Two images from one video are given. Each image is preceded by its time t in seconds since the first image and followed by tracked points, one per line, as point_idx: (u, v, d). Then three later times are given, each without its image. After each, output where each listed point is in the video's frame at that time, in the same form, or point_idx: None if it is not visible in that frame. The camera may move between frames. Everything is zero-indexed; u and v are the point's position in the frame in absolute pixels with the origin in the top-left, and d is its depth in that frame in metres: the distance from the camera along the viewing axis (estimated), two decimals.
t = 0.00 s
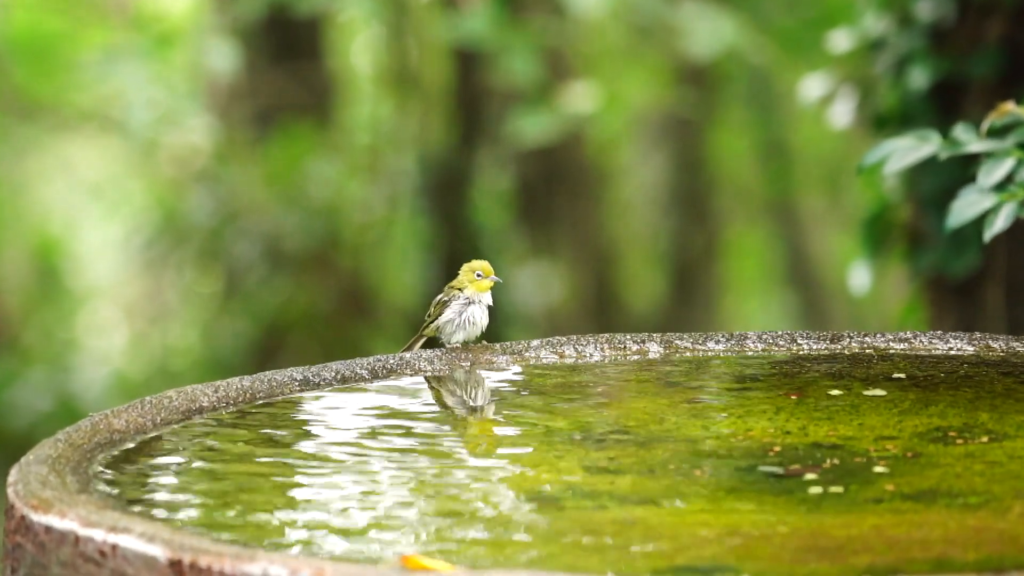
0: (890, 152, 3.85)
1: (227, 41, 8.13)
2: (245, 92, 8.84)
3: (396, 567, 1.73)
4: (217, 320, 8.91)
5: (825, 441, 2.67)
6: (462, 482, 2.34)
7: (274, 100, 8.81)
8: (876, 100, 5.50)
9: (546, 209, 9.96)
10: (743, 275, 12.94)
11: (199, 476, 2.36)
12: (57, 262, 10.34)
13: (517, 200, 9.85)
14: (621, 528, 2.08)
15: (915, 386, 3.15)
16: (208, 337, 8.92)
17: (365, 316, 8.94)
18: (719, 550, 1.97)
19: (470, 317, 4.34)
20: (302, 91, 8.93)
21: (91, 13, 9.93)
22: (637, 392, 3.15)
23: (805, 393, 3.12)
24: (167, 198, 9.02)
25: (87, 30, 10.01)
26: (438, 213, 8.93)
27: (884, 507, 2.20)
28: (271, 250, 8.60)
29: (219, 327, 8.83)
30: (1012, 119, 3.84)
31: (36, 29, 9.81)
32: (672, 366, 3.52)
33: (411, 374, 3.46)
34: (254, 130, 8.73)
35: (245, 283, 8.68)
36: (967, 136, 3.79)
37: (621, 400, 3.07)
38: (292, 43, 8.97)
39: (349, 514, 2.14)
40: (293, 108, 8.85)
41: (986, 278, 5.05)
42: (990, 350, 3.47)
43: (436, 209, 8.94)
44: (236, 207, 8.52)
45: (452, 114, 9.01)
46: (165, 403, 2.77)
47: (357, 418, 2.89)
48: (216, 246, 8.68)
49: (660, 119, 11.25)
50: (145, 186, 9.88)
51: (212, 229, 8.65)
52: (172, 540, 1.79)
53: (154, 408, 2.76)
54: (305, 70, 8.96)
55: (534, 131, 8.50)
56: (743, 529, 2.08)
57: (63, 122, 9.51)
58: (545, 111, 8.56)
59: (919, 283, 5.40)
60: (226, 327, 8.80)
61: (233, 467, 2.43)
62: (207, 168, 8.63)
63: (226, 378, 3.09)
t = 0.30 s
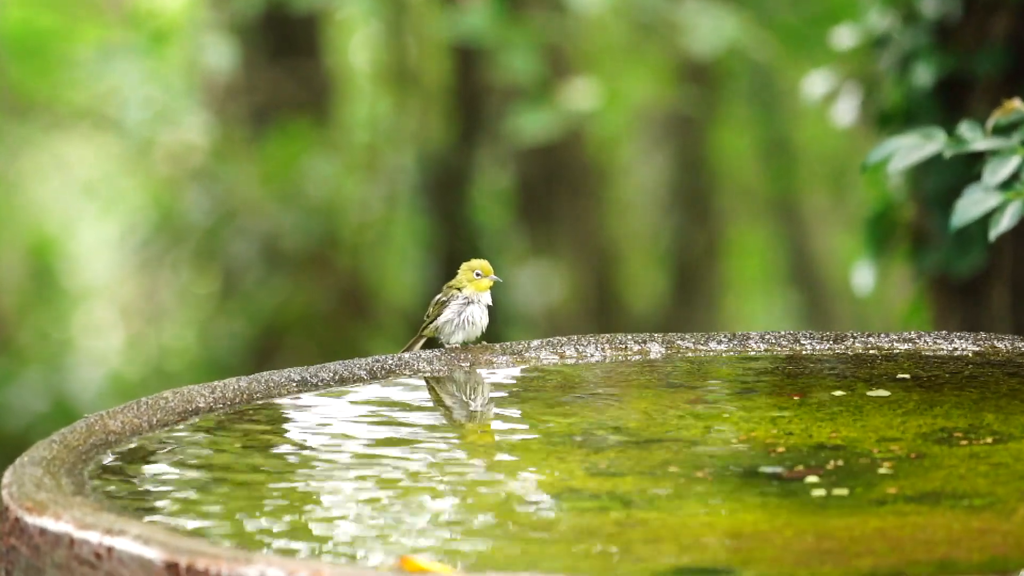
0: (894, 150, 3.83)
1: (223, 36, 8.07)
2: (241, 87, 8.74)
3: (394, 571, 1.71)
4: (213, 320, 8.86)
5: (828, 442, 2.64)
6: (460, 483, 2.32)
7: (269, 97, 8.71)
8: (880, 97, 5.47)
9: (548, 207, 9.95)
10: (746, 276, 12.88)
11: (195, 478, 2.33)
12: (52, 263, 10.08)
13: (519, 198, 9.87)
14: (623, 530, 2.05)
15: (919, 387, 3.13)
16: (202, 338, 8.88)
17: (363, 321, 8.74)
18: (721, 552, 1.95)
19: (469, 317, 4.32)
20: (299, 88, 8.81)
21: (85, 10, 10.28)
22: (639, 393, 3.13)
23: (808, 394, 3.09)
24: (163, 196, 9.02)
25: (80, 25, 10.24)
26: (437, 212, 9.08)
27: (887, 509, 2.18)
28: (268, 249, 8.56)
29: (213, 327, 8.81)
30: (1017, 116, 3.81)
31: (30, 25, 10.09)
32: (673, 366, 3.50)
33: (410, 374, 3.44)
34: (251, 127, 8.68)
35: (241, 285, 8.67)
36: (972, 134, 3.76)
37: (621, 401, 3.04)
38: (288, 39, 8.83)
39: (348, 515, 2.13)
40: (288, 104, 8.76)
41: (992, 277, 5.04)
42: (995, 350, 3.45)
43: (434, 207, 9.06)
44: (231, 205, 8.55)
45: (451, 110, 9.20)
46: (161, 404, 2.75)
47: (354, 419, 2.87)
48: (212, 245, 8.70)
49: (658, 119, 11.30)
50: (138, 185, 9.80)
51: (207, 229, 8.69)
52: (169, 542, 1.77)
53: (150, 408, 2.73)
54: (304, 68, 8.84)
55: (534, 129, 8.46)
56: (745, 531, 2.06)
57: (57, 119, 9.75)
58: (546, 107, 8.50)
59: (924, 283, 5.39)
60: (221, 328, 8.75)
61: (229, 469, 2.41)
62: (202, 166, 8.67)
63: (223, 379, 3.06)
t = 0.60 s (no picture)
0: (899, 149, 3.81)
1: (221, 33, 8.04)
2: (239, 87, 8.81)
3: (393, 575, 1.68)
4: (210, 321, 8.79)
5: (832, 444, 2.62)
6: (459, 486, 2.30)
7: (269, 92, 8.79)
8: (885, 95, 5.44)
9: (551, 206, 9.91)
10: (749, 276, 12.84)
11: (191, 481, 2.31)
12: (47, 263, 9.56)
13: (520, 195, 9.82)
14: (625, 533, 2.03)
15: (924, 388, 3.10)
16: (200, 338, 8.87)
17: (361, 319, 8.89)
18: (723, 555, 1.93)
19: (469, 318, 4.29)
20: (300, 87, 8.88)
21: (82, 8, 10.17)
22: (641, 394, 3.11)
23: (812, 395, 3.07)
24: (161, 195, 8.97)
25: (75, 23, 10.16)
26: (437, 211, 9.01)
27: (893, 513, 2.15)
28: (265, 251, 8.59)
29: (212, 327, 8.81)
30: None
31: (24, 23, 9.90)
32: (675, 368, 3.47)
33: (409, 376, 3.42)
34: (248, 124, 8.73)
35: (238, 284, 8.71)
36: (978, 133, 3.74)
37: (623, 402, 3.02)
38: (287, 37, 8.92)
39: (347, 518, 2.11)
40: (287, 102, 8.83)
41: (999, 277, 5.01)
42: (1001, 352, 3.43)
43: (433, 206, 8.98)
44: (228, 204, 8.55)
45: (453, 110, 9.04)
46: (157, 406, 2.73)
47: (352, 421, 2.85)
48: (208, 245, 8.69)
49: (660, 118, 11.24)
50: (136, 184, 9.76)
51: (204, 227, 8.65)
52: (166, 545, 1.74)
53: (145, 410, 2.71)
54: (302, 66, 8.92)
55: (536, 128, 8.47)
56: (748, 534, 2.03)
57: (52, 117, 9.75)
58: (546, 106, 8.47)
59: (928, 283, 5.36)
60: (219, 329, 8.76)
61: (226, 471, 2.39)
62: (201, 165, 8.65)
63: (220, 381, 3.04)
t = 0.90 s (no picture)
0: (903, 148, 3.78)
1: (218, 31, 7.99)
2: (236, 84, 8.75)
3: None
4: (206, 322, 8.72)
5: (837, 446, 2.60)
6: (461, 488, 2.28)
7: (267, 90, 8.72)
8: (889, 93, 5.43)
9: (553, 205, 9.89)
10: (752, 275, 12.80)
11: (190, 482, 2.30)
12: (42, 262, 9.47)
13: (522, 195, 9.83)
14: (628, 535, 2.01)
15: (930, 389, 3.08)
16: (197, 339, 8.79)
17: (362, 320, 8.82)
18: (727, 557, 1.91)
19: (471, 318, 4.28)
20: (298, 83, 8.79)
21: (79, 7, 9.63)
22: (644, 396, 3.08)
23: (816, 397, 3.05)
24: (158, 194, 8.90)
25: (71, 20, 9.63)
26: (438, 211, 9.02)
27: (898, 515, 2.13)
28: (263, 251, 8.52)
29: (210, 327, 8.72)
30: None
31: (22, 19, 9.41)
32: (678, 368, 3.45)
33: (409, 376, 3.40)
34: (245, 122, 8.65)
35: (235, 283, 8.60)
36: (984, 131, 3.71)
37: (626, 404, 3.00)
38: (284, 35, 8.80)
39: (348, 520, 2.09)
40: (285, 98, 8.75)
41: (1006, 275, 5.00)
42: (1008, 353, 3.41)
43: (434, 206, 9.00)
44: (225, 203, 8.49)
45: (453, 106, 9.23)
46: (155, 407, 2.71)
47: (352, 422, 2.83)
48: (206, 246, 8.59)
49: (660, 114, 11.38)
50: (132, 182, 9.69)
51: (201, 226, 8.55)
52: (164, 548, 1.72)
53: (143, 411, 2.69)
54: (302, 64, 8.81)
55: (536, 125, 8.43)
56: (752, 537, 2.01)
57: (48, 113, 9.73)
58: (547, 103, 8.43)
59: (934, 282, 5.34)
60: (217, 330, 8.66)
61: (223, 473, 2.37)
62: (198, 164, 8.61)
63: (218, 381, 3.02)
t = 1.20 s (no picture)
0: (910, 147, 3.76)
1: (219, 27, 7.96)
2: (238, 80, 8.61)
3: None
4: (206, 322, 8.68)
5: (843, 448, 2.57)
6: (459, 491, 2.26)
7: (267, 90, 8.59)
8: (897, 90, 5.41)
9: (557, 204, 9.86)
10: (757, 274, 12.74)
11: (187, 485, 2.28)
12: (38, 262, 9.39)
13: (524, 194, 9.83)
14: (630, 538, 1.99)
15: (937, 390, 3.05)
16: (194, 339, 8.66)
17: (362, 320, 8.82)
18: (731, 560, 1.88)
19: (472, 317, 4.26)
20: (297, 80, 8.67)
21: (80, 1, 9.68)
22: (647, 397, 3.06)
23: (822, 398, 3.02)
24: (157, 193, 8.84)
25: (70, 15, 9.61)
26: (438, 210, 9.18)
27: (904, 517, 2.10)
28: (263, 251, 8.54)
29: (207, 329, 8.60)
30: None
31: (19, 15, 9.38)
32: (682, 369, 3.43)
33: (411, 378, 3.38)
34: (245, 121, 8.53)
35: (233, 283, 8.59)
36: (992, 129, 3.68)
37: (629, 405, 2.98)
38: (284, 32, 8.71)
39: (346, 523, 2.06)
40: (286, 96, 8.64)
41: (1014, 276, 4.96)
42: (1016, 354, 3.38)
43: (433, 205, 9.14)
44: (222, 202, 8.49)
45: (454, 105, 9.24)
46: (152, 409, 2.69)
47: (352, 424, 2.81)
48: (204, 245, 8.61)
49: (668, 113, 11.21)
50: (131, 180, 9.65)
51: (198, 226, 8.58)
52: (161, 552, 1.70)
53: (141, 413, 2.67)
54: (302, 60, 8.68)
55: (539, 122, 8.39)
56: (756, 540, 1.98)
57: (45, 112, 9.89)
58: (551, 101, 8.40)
59: (942, 282, 5.30)
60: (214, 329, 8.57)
61: (222, 475, 2.35)
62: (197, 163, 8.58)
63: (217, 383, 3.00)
